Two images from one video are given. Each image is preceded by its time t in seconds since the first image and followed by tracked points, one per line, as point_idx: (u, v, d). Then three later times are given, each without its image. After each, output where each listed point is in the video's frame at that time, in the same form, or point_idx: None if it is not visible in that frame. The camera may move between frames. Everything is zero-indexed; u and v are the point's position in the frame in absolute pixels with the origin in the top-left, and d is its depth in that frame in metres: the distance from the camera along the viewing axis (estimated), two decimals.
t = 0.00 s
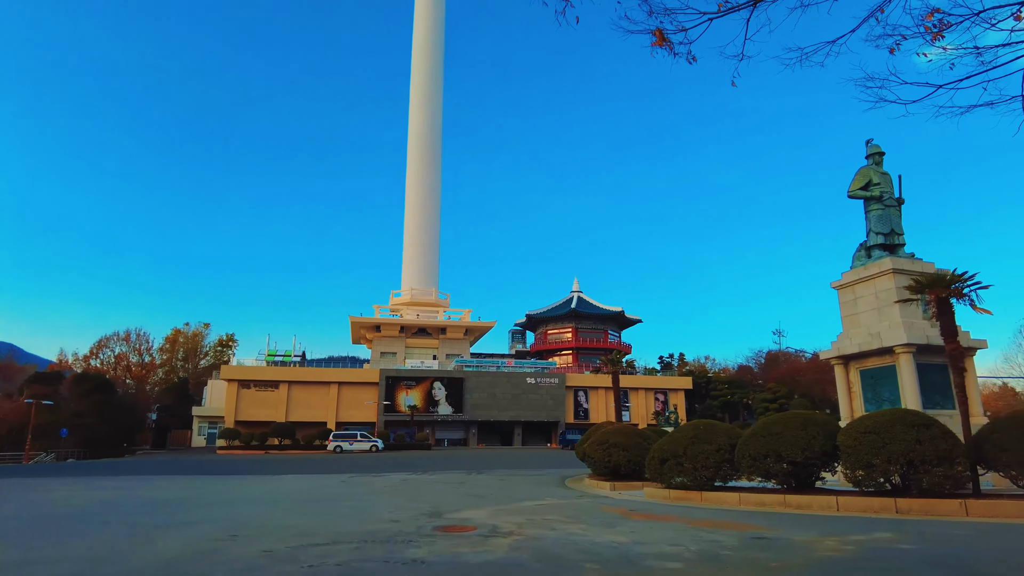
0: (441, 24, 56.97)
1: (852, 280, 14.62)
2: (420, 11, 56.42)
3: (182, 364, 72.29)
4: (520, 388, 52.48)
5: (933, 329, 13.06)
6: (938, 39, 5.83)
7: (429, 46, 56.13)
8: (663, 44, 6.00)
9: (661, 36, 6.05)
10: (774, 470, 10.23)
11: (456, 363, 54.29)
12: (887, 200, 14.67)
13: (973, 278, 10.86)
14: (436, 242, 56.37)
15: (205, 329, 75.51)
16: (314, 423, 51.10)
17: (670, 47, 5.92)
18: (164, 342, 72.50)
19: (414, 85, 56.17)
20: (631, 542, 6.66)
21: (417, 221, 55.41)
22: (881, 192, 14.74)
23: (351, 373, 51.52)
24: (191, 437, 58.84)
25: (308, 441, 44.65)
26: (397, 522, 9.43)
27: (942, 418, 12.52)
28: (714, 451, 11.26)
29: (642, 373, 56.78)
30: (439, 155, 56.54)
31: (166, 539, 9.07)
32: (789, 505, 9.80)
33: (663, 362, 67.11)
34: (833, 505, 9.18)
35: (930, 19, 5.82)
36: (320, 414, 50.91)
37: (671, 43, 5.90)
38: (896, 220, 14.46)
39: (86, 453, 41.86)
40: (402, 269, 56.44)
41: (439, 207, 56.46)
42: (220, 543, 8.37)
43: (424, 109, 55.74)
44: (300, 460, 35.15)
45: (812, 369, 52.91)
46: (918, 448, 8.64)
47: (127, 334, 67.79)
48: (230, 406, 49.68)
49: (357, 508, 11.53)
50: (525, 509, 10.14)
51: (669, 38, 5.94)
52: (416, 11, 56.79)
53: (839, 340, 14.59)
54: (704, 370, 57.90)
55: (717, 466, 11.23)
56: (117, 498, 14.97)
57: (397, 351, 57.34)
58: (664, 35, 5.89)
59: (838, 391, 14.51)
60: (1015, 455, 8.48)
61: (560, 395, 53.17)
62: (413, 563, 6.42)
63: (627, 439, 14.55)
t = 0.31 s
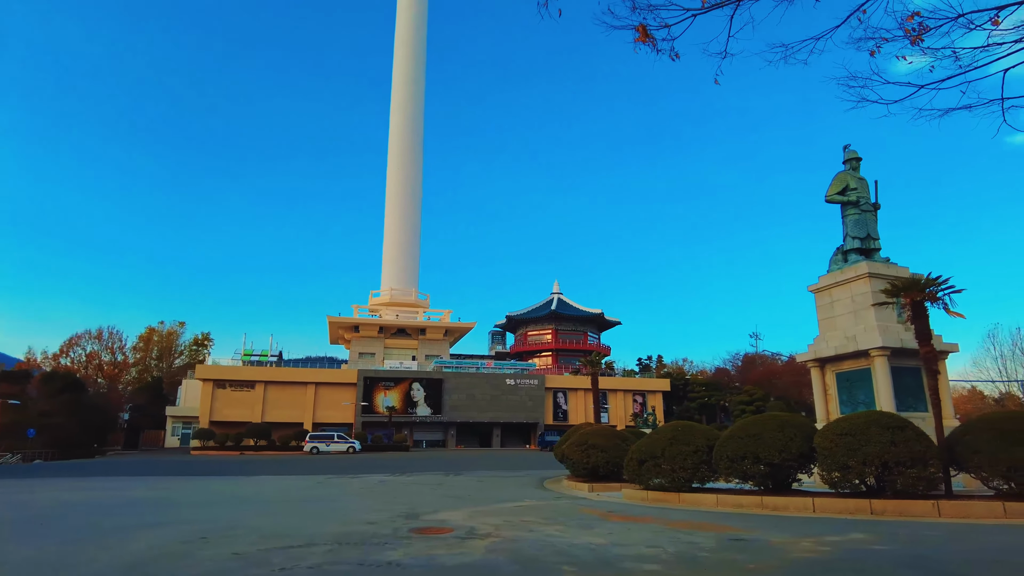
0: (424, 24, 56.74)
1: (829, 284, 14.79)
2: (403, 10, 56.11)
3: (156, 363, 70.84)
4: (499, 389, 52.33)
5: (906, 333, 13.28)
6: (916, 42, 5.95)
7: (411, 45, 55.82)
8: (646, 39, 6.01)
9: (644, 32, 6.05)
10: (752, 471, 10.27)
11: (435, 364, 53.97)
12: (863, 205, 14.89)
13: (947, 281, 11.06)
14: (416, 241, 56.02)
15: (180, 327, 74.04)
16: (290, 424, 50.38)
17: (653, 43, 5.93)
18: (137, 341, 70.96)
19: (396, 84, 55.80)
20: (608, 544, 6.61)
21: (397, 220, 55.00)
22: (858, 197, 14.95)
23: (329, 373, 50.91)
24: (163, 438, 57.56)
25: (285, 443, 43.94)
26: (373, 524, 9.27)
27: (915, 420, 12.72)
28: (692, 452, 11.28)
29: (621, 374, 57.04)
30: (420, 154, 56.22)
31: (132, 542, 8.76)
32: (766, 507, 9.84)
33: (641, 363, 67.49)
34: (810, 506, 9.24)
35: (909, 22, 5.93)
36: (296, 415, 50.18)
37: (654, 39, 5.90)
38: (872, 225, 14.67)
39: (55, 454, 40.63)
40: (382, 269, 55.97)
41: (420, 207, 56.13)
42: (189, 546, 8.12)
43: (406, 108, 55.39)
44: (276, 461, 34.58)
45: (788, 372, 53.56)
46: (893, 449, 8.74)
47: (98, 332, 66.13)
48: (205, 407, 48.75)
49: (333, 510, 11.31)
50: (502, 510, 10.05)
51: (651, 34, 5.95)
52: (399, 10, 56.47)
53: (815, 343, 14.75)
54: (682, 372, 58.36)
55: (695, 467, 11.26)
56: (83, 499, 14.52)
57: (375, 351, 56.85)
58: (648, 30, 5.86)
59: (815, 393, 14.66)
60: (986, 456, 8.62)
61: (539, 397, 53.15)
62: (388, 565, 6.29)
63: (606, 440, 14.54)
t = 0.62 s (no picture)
0: (409, 23, 56.51)
1: (810, 286, 14.89)
2: (387, 9, 55.83)
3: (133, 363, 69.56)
4: (482, 391, 52.14)
5: (886, 336, 13.40)
6: (899, 43, 5.95)
7: (395, 44, 55.49)
8: (629, 33, 5.95)
9: (627, 25, 6.00)
10: (733, 473, 10.25)
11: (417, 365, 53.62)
12: (844, 208, 15.02)
13: (926, 284, 11.17)
14: (399, 242, 55.67)
15: (159, 327, 72.74)
16: (270, 425, 49.70)
17: (635, 36, 5.88)
18: (114, 341, 69.63)
19: (379, 83, 55.45)
20: (588, 547, 6.52)
21: (380, 220, 54.60)
22: (839, 200, 15.08)
23: (310, 374, 50.31)
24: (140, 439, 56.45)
25: (264, 444, 43.27)
26: (350, 527, 9.08)
27: (893, 422, 12.83)
28: (673, 453, 11.25)
29: (604, 376, 57.18)
30: (404, 154, 55.90)
31: (98, 547, 8.45)
32: (747, 508, 9.83)
33: (624, 365, 67.72)
34: (790, 507, 9.24)
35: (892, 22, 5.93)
36: (276, 416, 49.53)
37: (636, 33, 5.85)
38: (852, 228, 14.80)
39: (27, 455, 39.51)
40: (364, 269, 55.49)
41: (404, 207, 55.80)
42: (158, 551, 7.85)
43: (390, 108, 55.05)
44: (254, 463, 34.05)
45: (768, 375, 54.13)
46: (872, 451, 8.78)
47: (73, 331, 64.68)
48: (183, 408, 47.89)
49: (310, 513, 11.07)
50: (482, 513, 9.92)
51: (634, 28, 5.89)
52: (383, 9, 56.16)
53: (796, 346, 14.83)
54: (663, 374, 58.66)
55: (676, 469, 11.22)
56: (51, 502, 14.09)
57: (357, 352, 56.34)
58: (630, 24, 5.82)
59: (795, 395, 14.73)
60: (963, 457, 8.69)
61: (522, 398, 53.06)
62: (363, 570, 6.12)
63: (588, 442, 14.48)
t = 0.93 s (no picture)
0: (392, 20, 56.13)
1: (790, 286, 14.95)
2: (371, 6, 55.42)
3: (109, 362, 68.17)
4: (463, 390, 51.90)
5: (864, 335, 13.50)
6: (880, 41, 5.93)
7: (378, 41, 55.09)
8: (609, 24, 5.86)
9: (605, 15, 5.92)
10: (713, 473, 10.21)
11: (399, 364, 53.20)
12: (824, 209, 15.12)
13: (904, 284, 11.25)
14: (382, 240, 55.20)
15: (136, 325, 71.34)
16: (249, 425, 48.98)
17: (615, 26, 5.81)
18: (89, 339, 68.19)
19: (362, 80, 54.95)
20: (566, 549, 6.40)
21: (362, 218, 54.09)
22: (819, 201, 15.17)
23: (290, 373, 49.65)
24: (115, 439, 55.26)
25: (242, 444, 42.58)
26: (324, 529, 8.88)
27: (872, 421, 12.92)
28: (654, 453, 11.20)
29: (586, 375, 57.29)
30: (386, 151, 55.45)
31: (60, 551, 8.13)
32: (726, 509, 9.79)
33: (606, 364, 67.91)
34: (770, 508, 9.21)
35: (874, 19, 5.92)
36: (255, 416, 48.82)
37: (616, 23, 5.78)
38: (831, 228, 14.92)
39: None
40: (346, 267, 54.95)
41: (386, 206, 55.35)
42: (123, 556, 7.58)
43: (372, 105, 54.57)
44: (231, 463, 33.49)
45: (748, 374, 54.68)
46: (851, 451, 8.80)
47: (46, 329, 63.10)
48: (160, 407, 46.99)
49: (285, 515, 10.81)
50: (461, 514, 9.77)
51: (613, 18, 5.83)
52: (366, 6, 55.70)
53: (776, 346, 14.89)
54: (645, 373, 58.93)
55: (656, 469, 11.16)
56: (16, 505, 13.61)
57: (338, 351, 55.76)
58: (609, 14, 5.74)
59: (775, 395, 14.79)
60: (941, 457, 8.73)
61: (504, 397, 52.93)
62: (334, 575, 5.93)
63: (568, 441, 14.40)
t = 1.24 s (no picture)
0: (381, 19, 55.89)
1: (776, 287, 15.01)
2: (360, 4, 55.15)
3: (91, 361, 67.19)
4: (451, 390, 51.71)
5: (850, 336, 13.58)
6: (867, 40, 5.92)
7: (367, 40, 54.82)
8: (595, 17, 5.78)
9: (592, 9, 5.86)
10: (699, 473, 10.20)
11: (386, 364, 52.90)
12: (810, 210, 15.22)
13: (890, 285, 11.34)
14: (369, 239, 54.88)
15: (119, 323, 70.33)
16: (233, 425, 48.46)
17: (601, 19, 5.74)
18: (71, 337, 67.17)
19: (350, 78, 54.62)
20: (550, 550, 6.32)
21: (350, 216, 53.74)
22: (806, 202, 15.26)
23: (275, 373, 49.19)
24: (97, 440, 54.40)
25: (227, 444, 42.12)
26: (307, 530, 8.74)
27: (857, 422, 12.98)
28: (640, 453, 11.18)
29: (573, 375, 57.33)
30: (375, 150, 55.16)
31: (33, 554, 7.91)
32: (712, 509, 9.79)
33: (593, 364, 68.01)
34: (756, 508, 9.21)
35: (862, 16, 5.89)
36: (240, 416, 48.30)
37: (602, 15, 5.71)
38: (818, 230, 15.01)
39: None
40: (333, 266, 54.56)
41: (374, 205, 55.05)
42: (99, 558, 7.39)
43: (360, 104, 54.25)
44: (214, 463, 33.07)
45: (734, 375, 55.00)
46: (837, 451, 8.82)
47: (27, 327, 61.98)
48: (143, 406, 46.32)
49: (267, 516, 10.64)
50: (445, 515, 9.66)
51: (600, 10, 5.75)
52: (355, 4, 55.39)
53: (762, 346, 14.95)
54: (632, 374, 59.10)
55: (643, 469, 11.14)
56: None
57: (324, 351, 55.37)
58: (596, 6, 5.68)
59: (761, 395, 14.84)
60: (925, 457, 8.77)
61: (491, 398, 52.80)
62: None
63: (555, 441, 14.35)
